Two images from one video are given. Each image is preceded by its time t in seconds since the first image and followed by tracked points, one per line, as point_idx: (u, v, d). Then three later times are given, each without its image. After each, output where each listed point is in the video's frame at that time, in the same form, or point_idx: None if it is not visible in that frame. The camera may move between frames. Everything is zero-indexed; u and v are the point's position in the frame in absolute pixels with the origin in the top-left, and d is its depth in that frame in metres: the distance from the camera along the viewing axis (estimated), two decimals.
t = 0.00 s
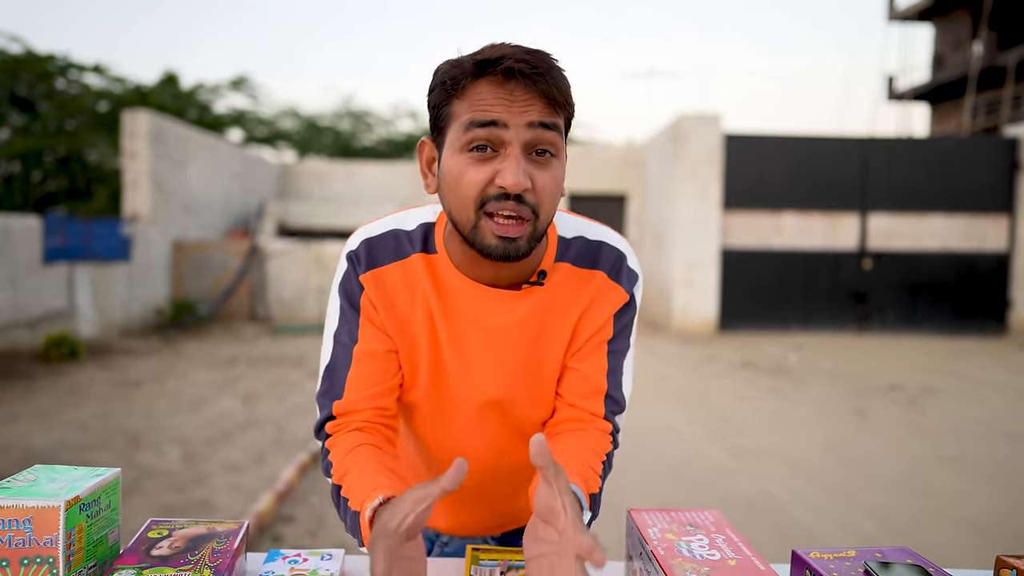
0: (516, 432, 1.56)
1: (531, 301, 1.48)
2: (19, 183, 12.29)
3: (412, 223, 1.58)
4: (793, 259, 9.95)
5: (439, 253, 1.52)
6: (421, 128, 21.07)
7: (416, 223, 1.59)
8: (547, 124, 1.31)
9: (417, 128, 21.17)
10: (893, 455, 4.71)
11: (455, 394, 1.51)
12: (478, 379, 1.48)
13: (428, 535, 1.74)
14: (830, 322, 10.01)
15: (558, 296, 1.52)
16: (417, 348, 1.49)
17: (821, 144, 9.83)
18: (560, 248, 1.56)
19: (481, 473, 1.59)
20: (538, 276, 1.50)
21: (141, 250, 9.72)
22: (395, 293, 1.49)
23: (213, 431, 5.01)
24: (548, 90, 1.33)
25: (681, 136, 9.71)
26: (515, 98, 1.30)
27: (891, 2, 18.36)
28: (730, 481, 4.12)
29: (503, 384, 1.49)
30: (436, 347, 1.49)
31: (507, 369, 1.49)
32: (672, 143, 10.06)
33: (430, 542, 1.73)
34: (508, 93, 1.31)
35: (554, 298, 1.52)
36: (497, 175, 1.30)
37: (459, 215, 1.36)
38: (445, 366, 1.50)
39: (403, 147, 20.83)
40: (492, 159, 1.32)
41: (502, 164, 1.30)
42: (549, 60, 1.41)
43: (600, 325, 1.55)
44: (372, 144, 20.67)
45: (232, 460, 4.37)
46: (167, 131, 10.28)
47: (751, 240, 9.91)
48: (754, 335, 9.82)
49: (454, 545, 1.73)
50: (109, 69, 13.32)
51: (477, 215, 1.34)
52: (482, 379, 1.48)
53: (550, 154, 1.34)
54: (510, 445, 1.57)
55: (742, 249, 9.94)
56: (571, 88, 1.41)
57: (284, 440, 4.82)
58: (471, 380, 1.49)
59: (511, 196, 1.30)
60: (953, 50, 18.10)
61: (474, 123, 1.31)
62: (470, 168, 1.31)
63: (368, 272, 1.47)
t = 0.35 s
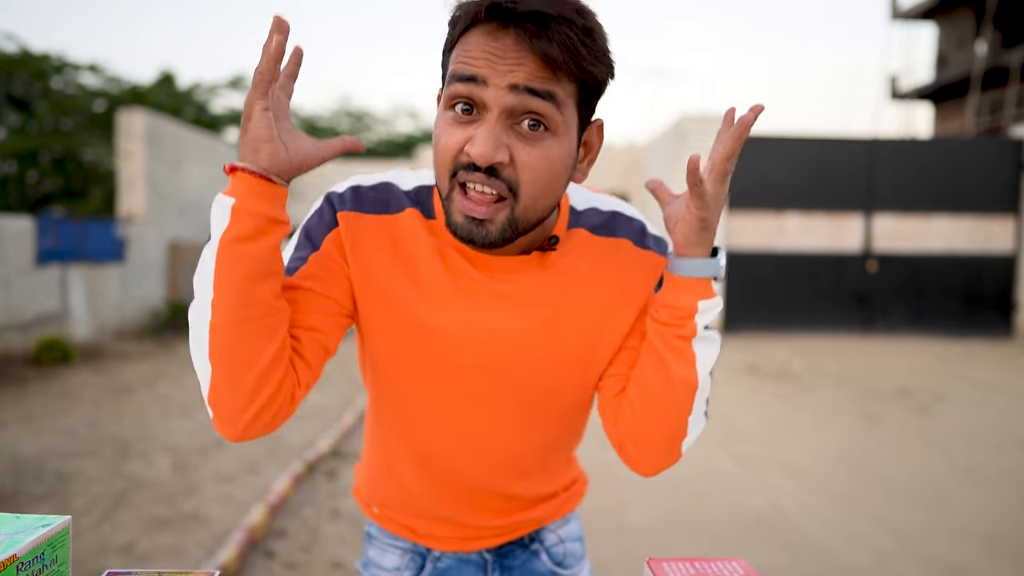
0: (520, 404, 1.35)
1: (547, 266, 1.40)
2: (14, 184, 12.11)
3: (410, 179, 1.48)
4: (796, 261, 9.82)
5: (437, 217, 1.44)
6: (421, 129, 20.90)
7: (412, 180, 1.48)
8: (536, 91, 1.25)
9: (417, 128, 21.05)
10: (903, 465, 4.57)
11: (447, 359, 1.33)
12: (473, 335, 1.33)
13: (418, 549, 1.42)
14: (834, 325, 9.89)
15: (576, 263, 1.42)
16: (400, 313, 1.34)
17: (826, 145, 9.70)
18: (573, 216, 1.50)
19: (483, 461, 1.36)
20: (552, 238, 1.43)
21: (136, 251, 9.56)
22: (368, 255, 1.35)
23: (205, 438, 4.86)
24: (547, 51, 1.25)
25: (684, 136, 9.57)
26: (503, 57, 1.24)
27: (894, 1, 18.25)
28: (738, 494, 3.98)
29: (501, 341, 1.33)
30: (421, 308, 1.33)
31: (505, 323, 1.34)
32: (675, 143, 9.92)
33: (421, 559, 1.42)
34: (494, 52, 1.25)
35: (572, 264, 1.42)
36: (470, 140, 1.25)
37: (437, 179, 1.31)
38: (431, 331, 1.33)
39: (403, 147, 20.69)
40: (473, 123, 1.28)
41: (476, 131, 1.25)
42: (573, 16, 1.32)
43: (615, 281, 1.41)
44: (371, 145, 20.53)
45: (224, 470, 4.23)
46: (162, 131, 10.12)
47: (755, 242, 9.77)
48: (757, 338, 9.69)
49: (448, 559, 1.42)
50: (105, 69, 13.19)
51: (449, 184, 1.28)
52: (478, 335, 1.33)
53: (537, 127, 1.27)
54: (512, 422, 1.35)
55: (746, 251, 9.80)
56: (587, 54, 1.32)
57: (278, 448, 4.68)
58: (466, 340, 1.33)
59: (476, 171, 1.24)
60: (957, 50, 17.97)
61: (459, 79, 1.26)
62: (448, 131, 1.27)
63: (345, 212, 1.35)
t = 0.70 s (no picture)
0: (530, 467, 1.68)
1: (567, 352, 1.61)
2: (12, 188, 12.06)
3: (452, 262, 1.72)
4: (796, 265, 9.79)
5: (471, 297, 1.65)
6: (419, 132, 20.87)
7: (454, 262, 1.72)
8: (556, 186, 1.44)
9: (415, 132, 21.05)
10: (902, 472, 4.55)
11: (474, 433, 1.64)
12: (496, 415, 1.63)
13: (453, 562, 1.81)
14: (834, 329, 9.86)
15: (594, 350, 1.66)
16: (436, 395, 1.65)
17: (825, 148, 9.70)
18: (601, 295, 1.71)
19: (502, 511, 1.70)
20: (577, 324, 1.63)
21: (134, 256, 9.54)
22: (413, 345, 1.65)
23: (202, 447, 4.84)
24: (567, 154, 1.44)
25: (682, 140, 9.54)
26: (529, 158, 1.44)
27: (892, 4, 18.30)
28: (737, 502, 3.96)
29: (517, 419, 1.64)
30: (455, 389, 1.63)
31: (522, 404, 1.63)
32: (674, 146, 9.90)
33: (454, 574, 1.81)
34: (521, 153, 1.45)
35: (590, 347, 1.66)
36: (496, 227, 1.46)
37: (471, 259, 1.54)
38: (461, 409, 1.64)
39: (402, 151, 20.62)
40: (501, 211, 1.48)
41: (503, 220, 1.45)
42: (593, 122, 1.50)
43: (617, 366, 1.67)
44: (370, 149, 20.50)
45: (221, 479, 4.21)
46: (161, 136, 10.11)
47: (755, 246, 9.75)
48: (757, 342, 9.66)
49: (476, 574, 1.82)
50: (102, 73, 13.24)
51: (479, 262, 1.51)
52: (499, 414, 1.64)
53: (557, 217, 1.46)
54: (525, 480, 1.69)
55: (745, 255, 9.78)
56: (607, 155, 1.49)
57: (276, 457, 4.65)
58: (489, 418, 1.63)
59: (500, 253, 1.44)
60: (955, 53, 17.99)
61: (490, 172, 1.47)
62: (480, 220, 1.48)
63: (392, 312, 1.64)
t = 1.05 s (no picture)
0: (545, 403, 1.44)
1: (567, 288, 1.45)
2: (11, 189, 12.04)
3: (466, 221, 1.56)
4: (791, 265, 9.85)
5: (482, 245, 1.49)
6: (418, 133, 20.86)
7: (468, 222, 1.56)
8: (550, 119, 1.41)
9: (414, 133, 21.12)
10: (896, 471, 4.56)
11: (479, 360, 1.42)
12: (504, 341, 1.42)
13: (459, 546, 1.45)
14: (830, 329, 9.91)
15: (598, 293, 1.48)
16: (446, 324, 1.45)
17: (820, 149, 9.75)
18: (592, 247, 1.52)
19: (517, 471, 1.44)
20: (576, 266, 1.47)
21: (133, 257, 9.59)
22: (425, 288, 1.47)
23: (199, 446, 4.88)
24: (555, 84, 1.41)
25: (677, 141, 9.61)
26: (522, 92, 1.40)
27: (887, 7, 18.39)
28: (730, 501, 3.98)
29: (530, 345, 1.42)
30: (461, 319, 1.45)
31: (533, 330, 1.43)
32: (670, 147, 9.97)
33: (462, 558, 1.45)
34: (517, 88, 1.42)
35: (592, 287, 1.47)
36: (497, 157, 1.41)
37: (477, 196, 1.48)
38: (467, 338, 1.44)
39: (401, 152, 20.58)
40: (500, 143, 1.43)
41: (503, 150, 1.41)
42: (573, 67, 1.48)
43: (612, 305, 1.46)
44: (369, 150, 20.56)
45: (217, 478, 4.24)
46: (160, 137, 10.16)
47: (749, 246, 9.81)
48: (752, 342, 9.72)
49: (487, 559, 1.45)
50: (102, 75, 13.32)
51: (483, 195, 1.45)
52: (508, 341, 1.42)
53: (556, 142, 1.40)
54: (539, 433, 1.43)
55: (740, 255, 9.84)
56: (586, 94, 1.46)
57: (272, 456, 4.68)
58: (496, 345, 1.42)
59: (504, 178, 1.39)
60: (951, 55, 18.08)
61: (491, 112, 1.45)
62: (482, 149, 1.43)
63: (414, 260, 1.47)
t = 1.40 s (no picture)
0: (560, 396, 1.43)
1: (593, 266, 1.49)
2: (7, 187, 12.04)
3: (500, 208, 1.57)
4: (785, 265, 9.90)
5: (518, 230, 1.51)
6: (414, 132, 20.88)
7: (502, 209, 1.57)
8: (596, 154, 1.42)
9: (410, 132, 21.13)
10: (888, 470, 4.60)
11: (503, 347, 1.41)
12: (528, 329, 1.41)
13: (460, 533, 1.44)
14: (823, 328, 9.98)
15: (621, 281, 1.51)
16: (476, 302, 1.43)
17: (813, 150, 9.81)
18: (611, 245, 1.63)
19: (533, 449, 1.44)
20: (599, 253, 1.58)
21: (129, 255, 9.60)
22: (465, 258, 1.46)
23: (194, 444, 4.89)
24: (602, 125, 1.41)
25: (673, 142, 9.65)
26: (572, 126, 1.40)
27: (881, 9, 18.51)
28: (721, 499, 4.02)
29: (556, 336, 1.42)
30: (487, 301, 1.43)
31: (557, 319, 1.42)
32: (665, 148, 10.02)
33: (463, 543, 1.44)
34: (568, 122, 1.41)
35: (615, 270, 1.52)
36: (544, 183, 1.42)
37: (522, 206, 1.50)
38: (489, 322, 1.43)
39: (397, 152, 20.39)
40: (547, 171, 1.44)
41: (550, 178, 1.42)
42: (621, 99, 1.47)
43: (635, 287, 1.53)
44: (364, 149, 20.32)
45: (212, 476, 4.26)
46: (156, 136, 10.17)
47: (743, 246, 9.86)
48: (746, 342, 9.78)
49: (488, 543, 1.45)
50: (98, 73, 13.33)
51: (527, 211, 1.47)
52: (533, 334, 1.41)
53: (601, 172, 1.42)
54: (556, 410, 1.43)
55: (734, 255, 9.89)
56: (630, 130, 1.46)
57: (267, 455, 4.69)
58: (522, 333, 1.41)
59: (552, 203, 1.42)
60: (943, 56, 18.19)
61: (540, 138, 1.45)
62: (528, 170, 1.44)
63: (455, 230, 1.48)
